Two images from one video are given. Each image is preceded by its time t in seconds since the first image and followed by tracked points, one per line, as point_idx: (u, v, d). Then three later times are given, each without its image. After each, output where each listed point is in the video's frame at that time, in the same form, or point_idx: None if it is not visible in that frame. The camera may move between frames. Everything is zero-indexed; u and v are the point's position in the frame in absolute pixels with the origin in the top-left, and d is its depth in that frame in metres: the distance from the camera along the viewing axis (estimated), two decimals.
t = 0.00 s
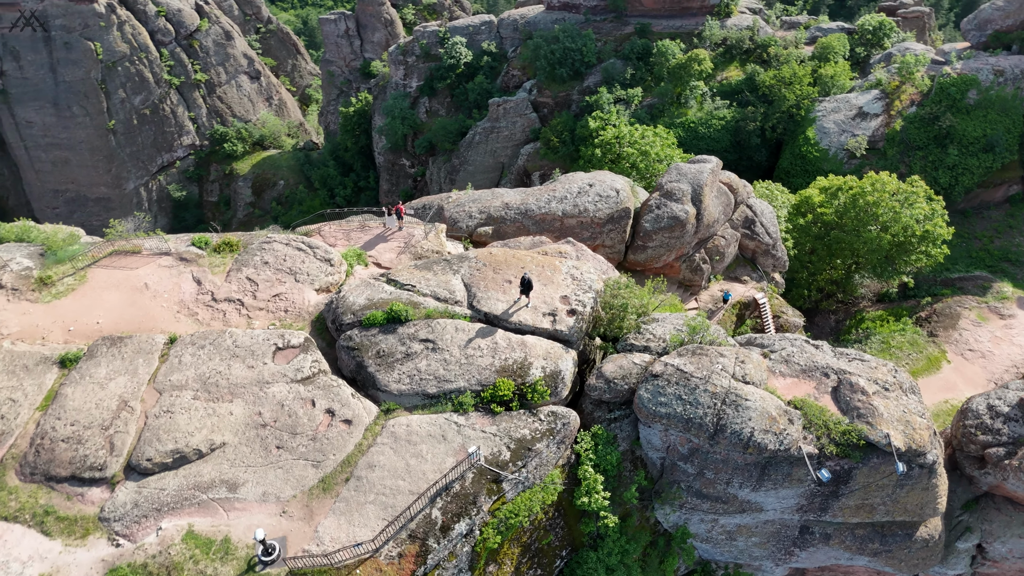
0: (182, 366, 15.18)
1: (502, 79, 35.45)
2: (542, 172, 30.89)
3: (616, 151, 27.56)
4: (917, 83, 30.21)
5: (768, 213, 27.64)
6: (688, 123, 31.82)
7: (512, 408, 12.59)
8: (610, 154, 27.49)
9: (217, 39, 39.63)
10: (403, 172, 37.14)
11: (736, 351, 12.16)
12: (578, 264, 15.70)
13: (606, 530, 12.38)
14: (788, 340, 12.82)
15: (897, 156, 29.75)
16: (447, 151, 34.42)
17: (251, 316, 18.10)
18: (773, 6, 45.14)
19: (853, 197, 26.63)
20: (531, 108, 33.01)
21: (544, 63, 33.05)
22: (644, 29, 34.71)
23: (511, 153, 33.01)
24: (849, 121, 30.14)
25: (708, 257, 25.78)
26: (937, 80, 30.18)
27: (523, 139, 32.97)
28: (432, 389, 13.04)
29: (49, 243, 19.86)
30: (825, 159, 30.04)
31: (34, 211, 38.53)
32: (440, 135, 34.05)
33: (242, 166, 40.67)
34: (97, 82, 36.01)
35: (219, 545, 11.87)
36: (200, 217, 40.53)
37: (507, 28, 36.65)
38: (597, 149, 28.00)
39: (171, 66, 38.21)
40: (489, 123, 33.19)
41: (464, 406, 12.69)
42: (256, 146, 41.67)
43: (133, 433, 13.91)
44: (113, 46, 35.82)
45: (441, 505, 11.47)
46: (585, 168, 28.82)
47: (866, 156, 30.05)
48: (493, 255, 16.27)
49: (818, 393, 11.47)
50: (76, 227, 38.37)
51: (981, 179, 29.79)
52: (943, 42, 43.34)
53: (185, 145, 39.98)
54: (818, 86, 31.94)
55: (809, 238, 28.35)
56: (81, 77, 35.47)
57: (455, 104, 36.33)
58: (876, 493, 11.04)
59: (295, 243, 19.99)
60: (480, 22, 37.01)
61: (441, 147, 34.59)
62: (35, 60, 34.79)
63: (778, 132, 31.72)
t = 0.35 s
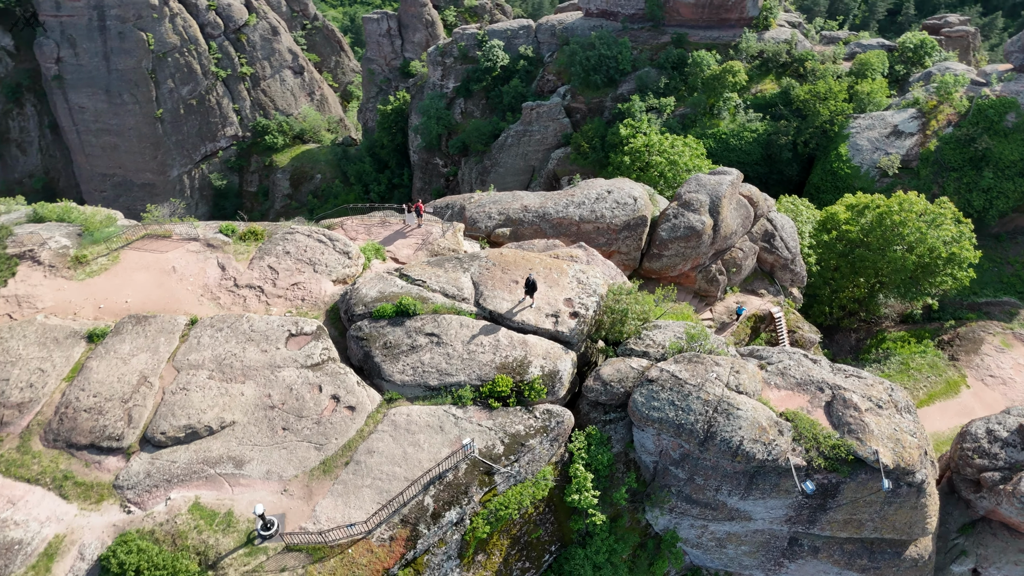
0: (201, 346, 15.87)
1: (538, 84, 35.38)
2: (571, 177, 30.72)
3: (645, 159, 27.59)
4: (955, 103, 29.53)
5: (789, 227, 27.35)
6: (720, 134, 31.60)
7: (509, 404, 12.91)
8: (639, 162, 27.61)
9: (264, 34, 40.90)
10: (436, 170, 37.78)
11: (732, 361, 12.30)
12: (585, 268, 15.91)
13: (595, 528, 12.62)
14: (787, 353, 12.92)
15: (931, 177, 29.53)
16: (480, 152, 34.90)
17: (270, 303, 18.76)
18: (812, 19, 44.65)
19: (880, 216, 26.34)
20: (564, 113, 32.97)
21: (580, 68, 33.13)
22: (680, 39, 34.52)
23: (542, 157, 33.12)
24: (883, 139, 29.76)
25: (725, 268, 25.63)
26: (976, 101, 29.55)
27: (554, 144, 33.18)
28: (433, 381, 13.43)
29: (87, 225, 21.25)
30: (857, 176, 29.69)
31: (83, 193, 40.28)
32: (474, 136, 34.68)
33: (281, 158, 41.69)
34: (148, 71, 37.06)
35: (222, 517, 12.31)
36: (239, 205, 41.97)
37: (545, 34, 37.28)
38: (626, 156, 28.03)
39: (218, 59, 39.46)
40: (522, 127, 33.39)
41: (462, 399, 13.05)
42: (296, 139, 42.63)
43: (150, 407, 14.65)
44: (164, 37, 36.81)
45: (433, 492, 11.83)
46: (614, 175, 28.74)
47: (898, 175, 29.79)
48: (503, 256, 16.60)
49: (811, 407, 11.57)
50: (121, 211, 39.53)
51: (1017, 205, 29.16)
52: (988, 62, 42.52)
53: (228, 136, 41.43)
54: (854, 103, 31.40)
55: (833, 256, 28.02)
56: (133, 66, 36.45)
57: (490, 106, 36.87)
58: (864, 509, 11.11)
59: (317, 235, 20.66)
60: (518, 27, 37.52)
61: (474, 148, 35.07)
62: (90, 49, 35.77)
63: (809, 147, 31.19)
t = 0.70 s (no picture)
0: (223, 327, 16.65)
1: (577, 91, 35.68)
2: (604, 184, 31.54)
3: (678, 171, 27.58)
4: (999, 129, 28.67)
5: (814, 246, 26.75)
6: (757, 150, 31.57)
7: (508, 400, 13.30)
8: (672, 174, 27.68)
9: (316, 31, 41.97)
10: (473, 172, 37.93)
11: (727, 372, 12.47)
12: (593, 274, 16.23)
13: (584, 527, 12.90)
14: (785, 369, 13.01)
15: (969, 204, 28.81)
16: (516, 156, 35.51)
17: (292, 290, 19.53)
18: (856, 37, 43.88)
19: (911, 239, 25.74)
20: (601, 121, 32.99)
21: (618, 78, 32.99)
22: (722, 52, 33.77)
23: (577, 163, 33.46)
24: (922, 162, 29.31)
25: (744, 283, 25.31)
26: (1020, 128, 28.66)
27: (590, 151, 33.26)
28: (437, 374, 13.88)
29: (129, 207, 22.49)
30: (893, 198, 29.45)
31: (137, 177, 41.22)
32: (511, 140, 35.32)
33: (325, 153, 43.41)
34: (203, 63, 37.84)
35: (228, 489, 12.92)
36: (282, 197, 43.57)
37: (587, 42, 37.12)
38: (660, 166, 28.07)
39: (271, 54, 40.49)
40: (558, 133, 33.57)
41: (462, 392, 13.48)
42: (341, 135, 44.42)
43: (171, 380, 15.45)
44: (221, 31, 37.66)
45: (428, 479, 12.27)
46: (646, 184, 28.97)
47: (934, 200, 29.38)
48: (515, 258, 17.00)
49: (803, 422, 11.67)
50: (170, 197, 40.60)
51: None
52: None
53: (276, 129, 42.72)
54: (895, 124, 31.10)
55: (860, 277, 27.52)
56: (190, 57, 37.22)
57: (529, 111, 37.23)
58: (851, 526, 11.26)
59: (342, 228, 21.44)
60: (562, 34, 37.38)
61: (511, 151, 35.60)
62: (150, 39, 36.66)
63: (848, 167, 31.05)
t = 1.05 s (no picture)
0: (241, 313, 17.34)
1: (610, 100, 35.04)
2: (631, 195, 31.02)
3: (706, 183, 27.56)
4: None
5: (832, 264, 26.26)
6: (787, 165, 31.13)
7: (505, 396, 13.67)
8: (698, 185, 27.54)
9: (359, 32, 42.90)
10: (503, 176, 37.93)
11: (721, 381, 12.65)
12: (599, 279, 16.50)
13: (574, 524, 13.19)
14: (781, 382, 13.15)
15: (1000, 228, 28.33)
16: (546, 162, 35.05)
17: (310, 281, 20.18)
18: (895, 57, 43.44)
19: (934, 260, 25.36)
20: (632, 131, 32.40)
21: (652, 88, 32.36)
22: (756, 66, 33.07)
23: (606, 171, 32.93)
24: (954, 185, 28.75)
25: (758, 297, 25.14)
26: None
27: (619, 160, 32.70)
28: (440, 368, 14.31)
29: (163, 195, 23.49)
30: (922, 219, 28.92)
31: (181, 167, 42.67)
32: (543, 145, 34.72)
33: (362, 152, 43.97)
34: (249, 59, 38.89)
35: (235, 466, 13.53)
36: (318, 193, 44.38)
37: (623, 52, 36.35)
38: (686, 177, 28.00)
39: (314, 53, 41.40)
40: (589, 140, 33.03)
41: (462, 387, 13.90)
42: (378, 134, 44.90)
43: (189, 360, 16.18)
44: (268, 29, 38.64)
45: (423, 468, 12.70)
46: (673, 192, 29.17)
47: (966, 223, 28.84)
48: (524, 259, 17.30)
49: (793, 434, 11.83)
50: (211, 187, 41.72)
51: None
52: None
53: (316, 126, 43.54)
54: (929, 145, 30.57)
55: (882, 297, 27.03)
56: (236, 54, 38.34)
57: (562, 119, 36.76)
58: (836, 539, 11.47)
59: (361, 223, 22.07)
60: (598, 42, 36.72)
61: (543, 157, 35.18)
62: (199, 34, 37.81)
63: (879, 186, 30.64)
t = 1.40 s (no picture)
0: (256, 300, 18.03)
1: (640, 110, 34.86)
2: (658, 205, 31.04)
3: (729, 196, 27.57)
4: None
5: (846, 282, 26.01)
6: (813, 182, 30.82)
7: (500, 392, 14.09)
8: (722, 198, 27.62)
9: (398, 35, 43.32)
10: (532, 182, 38.03)
11: (711, 389, 12.88)
12: (602, 284, 16.76)
13: (561, 520, 13.53)
14: (771, 392, 13.33)
15: None
16: (575, 169, 35.13)
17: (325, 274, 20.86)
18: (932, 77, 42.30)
19: (955, 283, 24.96)
20: (660, 141, 32.49)
21: (682, 100, 32.12)
22: (787, 82, 32.45)
23: (633, 180, 33.00)
24: (982, 209, 28.18)
25: (768, 311, 25.05)
26: None
27: (647, 169, 32.76)
28: (439, 363, 14.75)
29: (194, 185, 24.46)
30: (948, 242, 28.42)
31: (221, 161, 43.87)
32: (572, 152, 34.90)
33: (397, 152, 44.31)
34: (291, 58, 39.92)
35: (240, 445, 14.16)
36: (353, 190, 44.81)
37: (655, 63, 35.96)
38: (711, 190, 27.90)
39: (354, 54, 42.12)
40: (617, 148, 33.18)
41: (460, 381, 14.36)
42: (413, 136, 45.15)
43: (205, 343, 16.94)
44: (310, 29, 39.69)
45: (416, 456, 13.17)
46: (697, 209, 28.68)
47: (992, 247, 28.28)
48: (530, 262, 17.59)
49: (778, 445, 12.05)
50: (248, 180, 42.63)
51: None
52: None
53: (352, 125, 44.13)
54: (959, 168, 30.09)
55: (900, 319, 26.62)
56: (279, 52, 39.46)
57: (593, 127, 36.60)
58: (815, 550, 11.76)
59: (379, 221, 22.67)
60: (631, 53, 36.63)
61: (571, 164, 35.28)
62: (246, 32, 39.16)
63: (906, 208, 30.17)
